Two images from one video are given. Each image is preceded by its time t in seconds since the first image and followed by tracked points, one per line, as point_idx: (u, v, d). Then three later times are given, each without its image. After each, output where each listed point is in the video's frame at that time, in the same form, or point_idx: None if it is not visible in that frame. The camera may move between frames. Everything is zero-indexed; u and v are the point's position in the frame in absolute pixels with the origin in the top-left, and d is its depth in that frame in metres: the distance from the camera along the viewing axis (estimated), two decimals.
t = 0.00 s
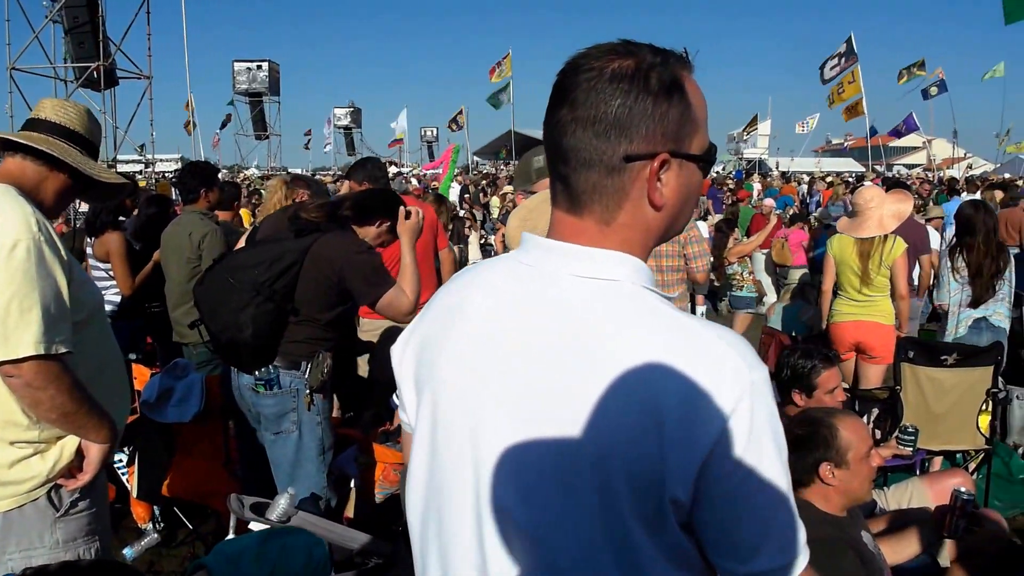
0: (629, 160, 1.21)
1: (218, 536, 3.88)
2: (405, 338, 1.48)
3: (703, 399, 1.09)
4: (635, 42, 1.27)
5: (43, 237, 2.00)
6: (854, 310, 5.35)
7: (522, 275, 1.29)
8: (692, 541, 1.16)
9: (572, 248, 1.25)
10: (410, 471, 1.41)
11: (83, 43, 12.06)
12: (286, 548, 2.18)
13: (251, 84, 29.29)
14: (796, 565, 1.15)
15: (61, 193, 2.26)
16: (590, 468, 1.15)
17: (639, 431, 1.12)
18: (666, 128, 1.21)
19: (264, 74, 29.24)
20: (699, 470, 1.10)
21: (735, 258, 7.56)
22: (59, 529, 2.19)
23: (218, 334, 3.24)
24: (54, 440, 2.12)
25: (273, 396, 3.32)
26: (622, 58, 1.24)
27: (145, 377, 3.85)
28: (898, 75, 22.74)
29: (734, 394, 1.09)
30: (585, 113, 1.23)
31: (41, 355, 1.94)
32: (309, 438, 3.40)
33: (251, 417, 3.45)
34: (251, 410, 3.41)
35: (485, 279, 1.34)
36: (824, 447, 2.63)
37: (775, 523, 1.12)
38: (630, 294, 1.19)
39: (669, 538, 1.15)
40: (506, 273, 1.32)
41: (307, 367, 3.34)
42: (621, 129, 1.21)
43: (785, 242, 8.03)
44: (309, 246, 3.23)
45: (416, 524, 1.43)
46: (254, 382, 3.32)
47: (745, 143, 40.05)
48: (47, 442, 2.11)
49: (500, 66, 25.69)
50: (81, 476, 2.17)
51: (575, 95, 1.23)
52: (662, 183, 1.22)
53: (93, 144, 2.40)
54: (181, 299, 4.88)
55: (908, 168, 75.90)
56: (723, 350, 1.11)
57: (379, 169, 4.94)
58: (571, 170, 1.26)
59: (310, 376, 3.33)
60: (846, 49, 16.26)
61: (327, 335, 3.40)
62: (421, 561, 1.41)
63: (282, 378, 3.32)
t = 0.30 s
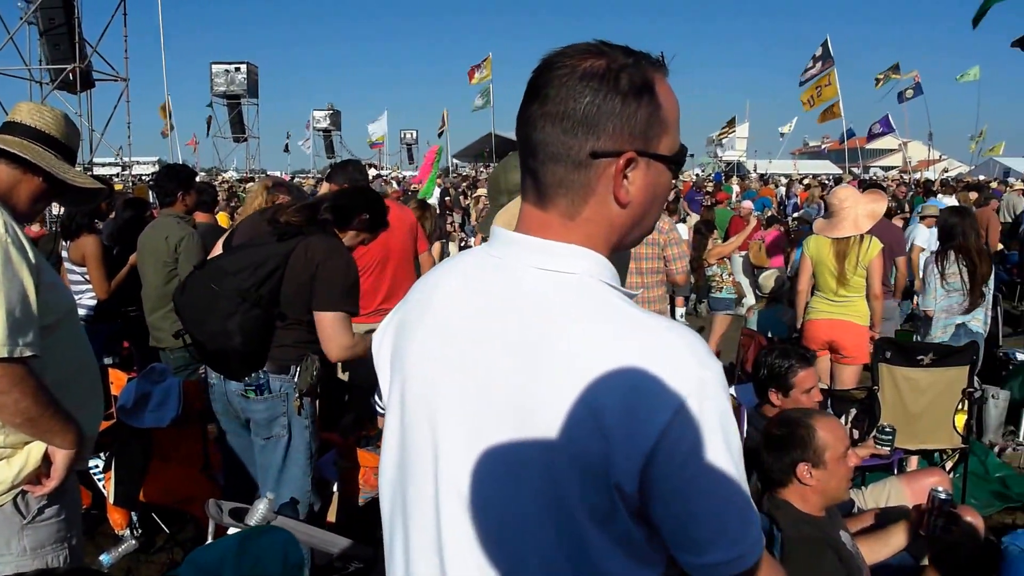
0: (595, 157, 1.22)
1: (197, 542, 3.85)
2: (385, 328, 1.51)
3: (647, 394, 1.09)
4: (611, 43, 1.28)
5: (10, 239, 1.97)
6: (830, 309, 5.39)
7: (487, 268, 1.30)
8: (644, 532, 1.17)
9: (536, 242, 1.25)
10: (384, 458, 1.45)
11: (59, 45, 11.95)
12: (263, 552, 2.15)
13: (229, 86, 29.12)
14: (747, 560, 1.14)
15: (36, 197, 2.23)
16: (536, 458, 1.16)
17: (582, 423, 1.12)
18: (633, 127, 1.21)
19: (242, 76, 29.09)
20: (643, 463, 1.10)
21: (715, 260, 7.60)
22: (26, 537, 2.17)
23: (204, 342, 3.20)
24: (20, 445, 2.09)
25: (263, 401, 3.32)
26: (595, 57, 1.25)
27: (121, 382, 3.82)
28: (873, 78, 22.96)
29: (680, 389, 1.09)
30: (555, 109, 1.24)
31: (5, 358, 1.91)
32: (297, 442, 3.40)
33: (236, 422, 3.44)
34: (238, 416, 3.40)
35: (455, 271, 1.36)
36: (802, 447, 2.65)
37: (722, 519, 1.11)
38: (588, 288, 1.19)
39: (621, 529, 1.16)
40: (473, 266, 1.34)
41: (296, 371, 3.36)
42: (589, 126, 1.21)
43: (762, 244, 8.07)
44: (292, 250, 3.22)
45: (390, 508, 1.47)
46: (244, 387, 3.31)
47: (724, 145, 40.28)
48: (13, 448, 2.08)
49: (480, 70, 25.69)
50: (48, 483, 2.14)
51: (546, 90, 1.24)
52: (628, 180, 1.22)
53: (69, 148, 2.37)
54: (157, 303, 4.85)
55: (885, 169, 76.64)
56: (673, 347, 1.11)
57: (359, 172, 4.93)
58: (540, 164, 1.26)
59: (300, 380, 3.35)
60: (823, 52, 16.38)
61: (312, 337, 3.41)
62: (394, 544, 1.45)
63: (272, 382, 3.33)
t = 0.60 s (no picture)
0: (563, 158, 1.22)
1: (175, 548, 3.81)
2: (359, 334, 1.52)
3: (606, 392, 1.09)
4: (578, 47, 1.28)
5: None
6: (804, 311, 5.44)
7: (454, 271, 1.31)
8: (612, 531, 1.17)
9: (503, 245, 1.26)
10: (356, 460, 1.45)
11: (34, 46, 11.82)
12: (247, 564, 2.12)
13: (206, 88, 28.89)
14: (711, 558, 1.14)
15: (12, 200, 2.20)
16: (498, 457, 1.16)
17: (543, 422, 1.13)
18: (600, 128, 1.22)
19: (221, 78, 28.89)
20: (604, 460, 1.11)
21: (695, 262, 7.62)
22: None
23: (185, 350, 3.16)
24: None
25: (248, 406, 3.32)
26: (562, 61, 1.26)
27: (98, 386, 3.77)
28: (850, 81, 23.18)
29: (639, 387, 1.09)
30: (523, 111, 1.24)
31: None
32: (283, 447, 3.41)
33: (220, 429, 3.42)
34: (223, 422, 3.39)
35: (425, 275, 1.36)
36: (786, 446, 2.66)
37: (685, 517, 1.11)
38: (552, 290, 1.20)
39: (587, 529, 1.16)
40: (441, 269, 1.35)
41: (281, 375, 3.35)
42: (556, 127, 1.22)
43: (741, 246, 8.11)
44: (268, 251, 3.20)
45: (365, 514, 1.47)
46: (228, 394, 3.30)
47: (704, 147, 40.47)
48: None
49: (458, 73, 25.62)
50: (14, 490, 2.13)
51: (514, 93, 1.25)
52: (595, 182, 1.22)
53: (46, 151, 2.34)
54: (133, 307, 4.80)
55: (864, 171, 77.32)
56: (633, 346, 1.12)
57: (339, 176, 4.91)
58: (509, 165, 1.27)
59: (285, 384, 3.34)
60: (801, 54, 16.48)
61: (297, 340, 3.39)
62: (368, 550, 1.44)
63: (257, 388, 3.32)
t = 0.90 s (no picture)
0: (531, 153, 1.23)
1: (154, 554, 3.79)
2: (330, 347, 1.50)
3: (584, 387, 1.10)
4: (531, 48, 1.31)
5: None
6: (779, 313, 5.48)
7: (423, 277, 1.30)
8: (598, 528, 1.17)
9: (472, 248, 1.26)
10: (332, 473, 1.43)
11: (9, 47, 11.68)
12: None
13: (185, 89, 28.66)
14: (693, 550, 1.14)
15: None
16: (482, 458, 1.16)
17: (527, 422, 1.13)
18: (563, 125, 1.24)
19: (199, 79, 28.68)
20: (588, 457, 1.11)
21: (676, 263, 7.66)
22: None
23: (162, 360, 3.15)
24: None
25: (229, 412, 3.30)
26: (518, 63, 1.28)
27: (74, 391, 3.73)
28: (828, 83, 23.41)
29: (616, 381, 1.10)
30: (486, 112, 1.25)
31: None
32: (266, 453, 3.38)
33: (201, 435, 3.40)
34: (204, 428, 3.36)
35: (394, 283, 1.36)
36: (762, 445, 2.68)
37: (666, 511, 1.11)
38: (523, 291, 1.20)
39: (572, 526, 1.16)
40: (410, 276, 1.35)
41: (262, 380, 3.34)
42: (523, 125, 1.23)
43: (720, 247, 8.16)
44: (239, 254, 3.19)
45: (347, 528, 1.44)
46: (208, 400, 3.27)
47: (685, 148, 40.66)
48: None
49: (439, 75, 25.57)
50: None
51: (476, 95, 1.25)
52: (563, 177, 1.24)
53: (22, 151, 2.32)
54: (110, 310, 4.76)
55: (842, 172, 77.92)
56: (606, 341, 1.13)
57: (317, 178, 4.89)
58: (474, 166, 1.27)
59: (266, 389, 3.32)
60: (781, 56, 16.59)
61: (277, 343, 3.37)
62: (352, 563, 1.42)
63: (238, 393, 3.30)
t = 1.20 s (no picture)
0: (513, 149, 1.24)
1: (131, 561, 3.75)
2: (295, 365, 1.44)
3: (600, 370, 1.12)
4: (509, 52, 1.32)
5: None
6: (753, 313, 5.52)
7: (409, 280, 1.28)
8: (608, 517, 1.19)
9: (458, 246, 1.25)
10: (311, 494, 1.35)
11: None
12: None
13: (162, 91, 28.42)
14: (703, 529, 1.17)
15: None
16: (504, 449, 1.15)
17: (549, 416, 1.13)
18: (544, 125, 1.25)
19: (176, 81, 28.47)
20: (606, 444, 1.13)
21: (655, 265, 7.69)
22: None
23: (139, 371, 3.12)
24: None
25: (210, 417, 3.28)
26: (499, 64, 1.29)
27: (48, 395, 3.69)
28: (806, 85, 23.58)
29: (628, 364, 1.13)
30: (468, 110, 1.25)
31: None
32: (248, 458, 3.37)
33: (183, 442, 3.37)
34: (186, 434, 3.34)
35: (373, 289, 1.33)
36: (735, 446, 2.70)
37: (676, 490, 1.14)
38: (519, 287, 1.21)
39: (587, 514, 1.18)
40: (387, 281, 1.33)
41: (243, 384, 3.33)
42: (505, 122, 1.23)
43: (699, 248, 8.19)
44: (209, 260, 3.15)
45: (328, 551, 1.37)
46: (189, 405, 3.25)
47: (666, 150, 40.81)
48: None
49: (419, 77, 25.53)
50: None
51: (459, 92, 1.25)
52: (543, 176, 1.24)
53: None
54: (85, 315, 4.73)
55: (822, 172, 78.51)
56: (611, 328, 1.16)
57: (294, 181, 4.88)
58: (455, 162, 1.27)
59: (247, 394, 3.32)
60: (759, 59, 16.70)
61: (255, 346, 3.38)
62: None
63: (219, 398, 3.29)
